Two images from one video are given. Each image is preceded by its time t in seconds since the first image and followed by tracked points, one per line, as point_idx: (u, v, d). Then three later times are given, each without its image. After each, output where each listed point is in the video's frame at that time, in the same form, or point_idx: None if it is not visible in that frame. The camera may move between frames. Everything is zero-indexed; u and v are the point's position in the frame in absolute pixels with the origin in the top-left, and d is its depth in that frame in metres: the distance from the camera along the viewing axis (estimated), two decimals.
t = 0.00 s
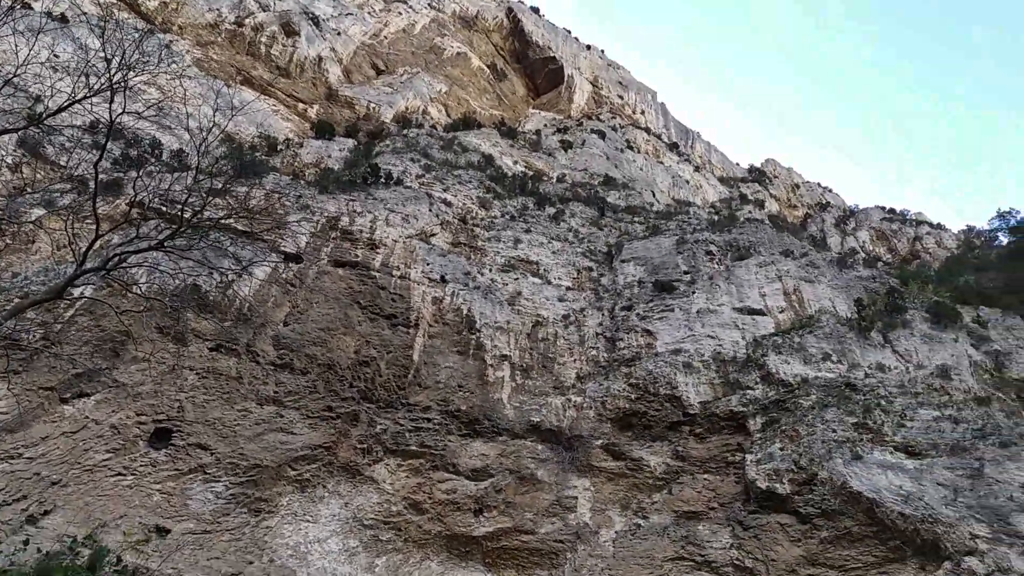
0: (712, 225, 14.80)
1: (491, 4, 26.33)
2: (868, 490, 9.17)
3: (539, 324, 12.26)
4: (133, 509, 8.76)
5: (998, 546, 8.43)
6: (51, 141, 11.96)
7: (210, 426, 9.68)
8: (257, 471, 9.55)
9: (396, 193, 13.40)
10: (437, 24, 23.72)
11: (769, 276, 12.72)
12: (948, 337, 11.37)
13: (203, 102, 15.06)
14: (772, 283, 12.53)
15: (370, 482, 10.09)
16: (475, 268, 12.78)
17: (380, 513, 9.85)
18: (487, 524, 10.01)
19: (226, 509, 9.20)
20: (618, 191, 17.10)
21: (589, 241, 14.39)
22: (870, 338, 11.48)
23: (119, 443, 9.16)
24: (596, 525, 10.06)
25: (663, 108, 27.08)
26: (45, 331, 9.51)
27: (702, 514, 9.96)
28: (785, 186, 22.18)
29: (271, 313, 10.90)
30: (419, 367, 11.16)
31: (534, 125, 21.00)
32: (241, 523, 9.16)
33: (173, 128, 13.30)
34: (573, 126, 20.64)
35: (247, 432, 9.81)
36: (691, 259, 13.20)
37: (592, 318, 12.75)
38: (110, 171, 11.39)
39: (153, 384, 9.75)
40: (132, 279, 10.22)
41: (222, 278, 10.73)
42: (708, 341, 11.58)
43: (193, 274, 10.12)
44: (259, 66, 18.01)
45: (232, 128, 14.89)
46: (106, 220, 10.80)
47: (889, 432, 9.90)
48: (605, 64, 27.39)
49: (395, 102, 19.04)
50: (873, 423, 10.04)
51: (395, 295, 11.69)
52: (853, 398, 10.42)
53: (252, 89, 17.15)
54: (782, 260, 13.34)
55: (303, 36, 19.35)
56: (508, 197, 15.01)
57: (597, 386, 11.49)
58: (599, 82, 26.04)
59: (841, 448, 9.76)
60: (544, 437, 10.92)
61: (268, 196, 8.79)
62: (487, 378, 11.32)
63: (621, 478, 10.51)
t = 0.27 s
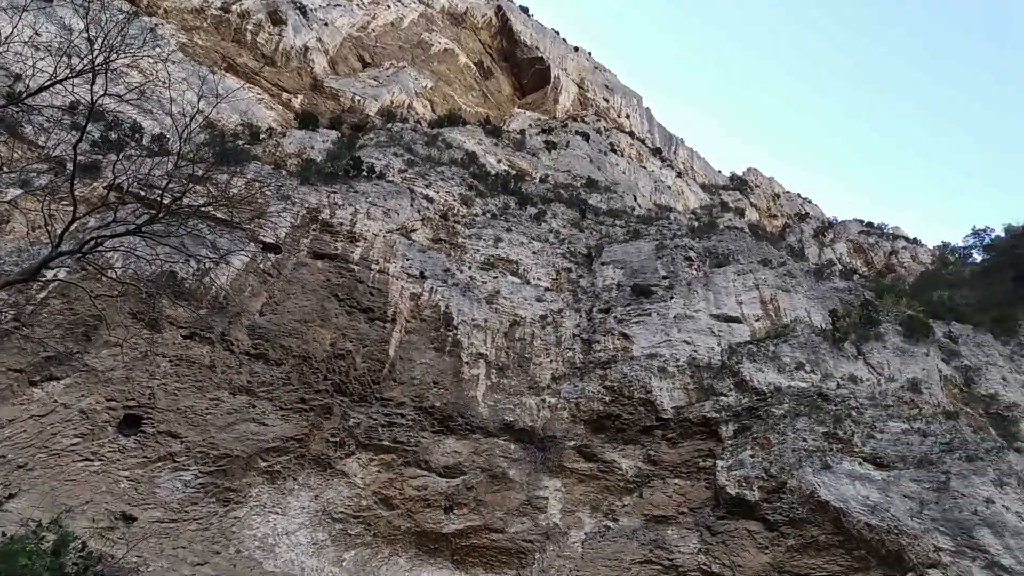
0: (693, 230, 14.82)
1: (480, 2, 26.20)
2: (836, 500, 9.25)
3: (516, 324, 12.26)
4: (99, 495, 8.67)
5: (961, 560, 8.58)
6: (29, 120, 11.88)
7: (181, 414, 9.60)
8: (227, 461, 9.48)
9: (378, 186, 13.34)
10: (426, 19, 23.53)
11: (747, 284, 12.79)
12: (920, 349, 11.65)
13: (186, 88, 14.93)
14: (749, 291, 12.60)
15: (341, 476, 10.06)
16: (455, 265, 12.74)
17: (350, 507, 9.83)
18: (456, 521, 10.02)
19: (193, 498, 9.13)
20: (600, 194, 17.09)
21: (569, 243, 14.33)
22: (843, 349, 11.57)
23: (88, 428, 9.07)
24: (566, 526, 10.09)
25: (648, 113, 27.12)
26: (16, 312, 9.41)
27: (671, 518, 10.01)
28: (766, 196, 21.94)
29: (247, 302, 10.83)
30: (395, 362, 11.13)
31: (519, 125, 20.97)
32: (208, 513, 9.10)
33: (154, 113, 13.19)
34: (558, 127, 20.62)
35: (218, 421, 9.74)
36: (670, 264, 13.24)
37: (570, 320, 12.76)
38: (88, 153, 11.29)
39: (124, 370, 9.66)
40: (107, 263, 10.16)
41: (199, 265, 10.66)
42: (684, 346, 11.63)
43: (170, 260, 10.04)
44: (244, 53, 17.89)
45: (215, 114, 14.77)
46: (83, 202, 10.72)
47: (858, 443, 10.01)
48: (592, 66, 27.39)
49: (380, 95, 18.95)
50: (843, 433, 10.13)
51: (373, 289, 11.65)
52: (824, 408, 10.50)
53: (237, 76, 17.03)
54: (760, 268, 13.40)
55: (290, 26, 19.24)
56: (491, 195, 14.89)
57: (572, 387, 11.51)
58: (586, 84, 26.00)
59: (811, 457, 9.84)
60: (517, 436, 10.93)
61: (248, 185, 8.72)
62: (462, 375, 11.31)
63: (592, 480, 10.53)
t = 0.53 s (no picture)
0: (673, 236, 14.87)
1: None
2: (803, 509, 9.33)
3: (493, 322, 12.27)
4: (65, 480, 8.58)
5: (925, 572, 8.75)
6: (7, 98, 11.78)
7: (151, 401, 9.51)
8: (196, 450, 9.41)
9: (360, 180, 13.29)
10: (414, 14, 23.47)
11: (724, 292, 12.86)
12: (893, 362, 11.72)
13: (168, 73, 14.82)
14: (726, 298, 12.67)
15: (312, 469, 10.01)
16: (435, 261, 12.70)
17: (319, 501, 9.81)
18: (426, 518, 10.00)
19: (161, 487, 9.05)
20: (582, 196, 17.09)
21: (549, 244, 14.26)
22: (817, 360, 11.66)
23: (56, 413, 8.98)
24: (535, 526, 10.11)
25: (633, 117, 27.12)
26: None
27: (641, 522, 10.05)
28: (749, 204, 21.99)
29: (223, 291, 10.75)
30: (370, 356, 11.09)
31: (504, 124, 20.93)
32: (176, 502, 9.03)
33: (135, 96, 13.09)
34: (542, 127, 20.51)
35: (189, 410, 9.66)
36: (649, 269, 13.28)
37: (547, 320, 12.76)
38: (66, 134, 11.18)
39: (95, 355, 9.56)
40: (82, 247, 10.08)
41: (175, 252, 10.58)
42: (659, 351, 11.68)
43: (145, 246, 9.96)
44: (229, 41, 17.78)
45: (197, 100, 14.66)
46: (59, 184, 10.63)
47: (828, 452, 10.14)
48: (579, 68, 27.35)
49: (365, 89, 18.88)
50: (813, 443, 10.22)
51: (351, 283, 11.60)
52: (796, 417, 10.59)
53: (221, 63, 16.94)
54: (738, 276, 13.47)
55: (276, 15, 19.16)
56: (472, 192, 14.81)
57: (547, 388, 11.52)
58: (572, 86, 25.94)
59: (781, 466, 9.92)
60: (490, 434, 10.92)
61: (229, 173, 8.66)
62: (437, 372, 11.29)
63: (564, 481, 10.56)
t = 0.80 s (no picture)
0: (653, 239, 14.90)
1: None
2: (772, 515, 9.44)
3: (471, 319, 12.24)
4: (31, 463, 8.47)
5: None
6: None
7: (122, 386, 9.41)
8: (167, 437, 9.33)
9: (342, 171, 13.22)
10: (403, 7, 23.41)
11: (702, 297, 12.92)
12: (865, 373, 11.85)
13: (152, 55, 14.67)
14: (704, 304, 12.73)
15: (283, 460, 9.97)
16: (414, 256, 12.66)
17: (289, 492, 9.78)
18: (396, 513, 10.02)
19: (129, 473, 8.97)
20: (565, 196, 17.10)
21: (530, 243, 14.25)
22: (791, 368, 11.74)
23: (24, 394, 8.85)
24: (505, 524, 10.14)
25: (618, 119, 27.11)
26: None
27: (610, 523, 10.11)
28: (730, 210, 22.11)
29: (199, 278, 10.65)
30: (346, 349, 11.04)
31: (489, 121, 20.88)
32: (143, 489, 8.95)
33: (117, 77, 12.95)
34: (527, 125, 20.39)
35: (161, 396, 9.58)
36: (628, 272, 13.31)
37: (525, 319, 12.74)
38: (45, 113, 11.03)
39: (67, 338, 9.44)
40: (57, 228, 9.96)
41: (152, 237, 10.48)
42: (635, 354, 11.72)
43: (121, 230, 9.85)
44: (215, 26, 17.64)
45: (180, 84, 14.53)
46: (37, 163, 10.50)
47: (798, 460, 10.24)
48: (567, 68, 27.30)
49: (351, 80, 18.78)
50: (784, 451, 10.31)
51: (329, 274, 11.54)
52: (768, 424, 10.67)
53: (205, 48, 16.81)
54: (716, 282, 13.53)
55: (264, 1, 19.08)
56: (455, 188, 14.78)
57: (522, 386, 11.53)
58: (559, 85, 25.90)
59: (752, 472, 9.99)
60: (464, 431, 10.92)
61: (209, 159, 8.56)
62: (413, 367, 11.27)
63: (535, 480, 10.59)
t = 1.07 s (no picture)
0: (632, 237, 14.94)
1: None
2: (739, 515, 9.54)
3: (448, 310, 12.23)
4: None
5: None
6: None
7: (92, 364, 9.29)
8: (136, 418, 9.24)
9: (324, 156, 13.13)
10: None
11: (679, 296, 12.98)
12: (836, 377, 11.92)
13: (134, 30, 14.47)
14: (681, 303, 12.79)
15: (253, 444, 9.93)
16: (394, 245, 12.61)
17: (259, 476, 9.76)
18: (366, 501, 10.06)
19: (97, 453, 8.87)
20: (546, 190, 17.08)
21: (510, 235, 14.23)
22: (765, 370, 11.84)
23: None
24: (475, 516, 10.19)
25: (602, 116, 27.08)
26: None
27: (579, 518, 10.18)
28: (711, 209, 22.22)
29: (174, 258, 10.54)
30: (321, 335, 10.99)
31: (474, 112, 20.78)
32: (111, 469, 8.86)
33: (97, 51, 12.77)
34: (511, 118, 20.40)
35: (132, 375, 9.48)
36: (607, 268, 13.34)
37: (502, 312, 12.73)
38: (22, 84, 10.84)
39: (38, 313, 9.27)
40: (30, 202, 9.81)
41: (127, 215, 10.35)
42: (611, 350, 11.75)
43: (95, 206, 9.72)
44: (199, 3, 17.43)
45: (161, 61, 14.34)
46: (12, 135, 10.32)
47: (767, 462, 10.34)
48: (553, 62, 27.23)
49: (336, 64, 18.63)
50: (754, 452, 10.40)
51: (307, 259, 11.46)
52: (740, 425, 10.76)
53: (188, 25, 16.64)
54: (694, 281, 13.59)
55: None
56: (437, 177, 14.72)
57: (497, 379, 11.54)
58: (545, 79, 25.82)
59: (721, 472, 10.08)
60: (437, 422, 10.93)
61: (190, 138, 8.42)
62: (388, 356, 11.24)
63: (506, 473, 10.63)
